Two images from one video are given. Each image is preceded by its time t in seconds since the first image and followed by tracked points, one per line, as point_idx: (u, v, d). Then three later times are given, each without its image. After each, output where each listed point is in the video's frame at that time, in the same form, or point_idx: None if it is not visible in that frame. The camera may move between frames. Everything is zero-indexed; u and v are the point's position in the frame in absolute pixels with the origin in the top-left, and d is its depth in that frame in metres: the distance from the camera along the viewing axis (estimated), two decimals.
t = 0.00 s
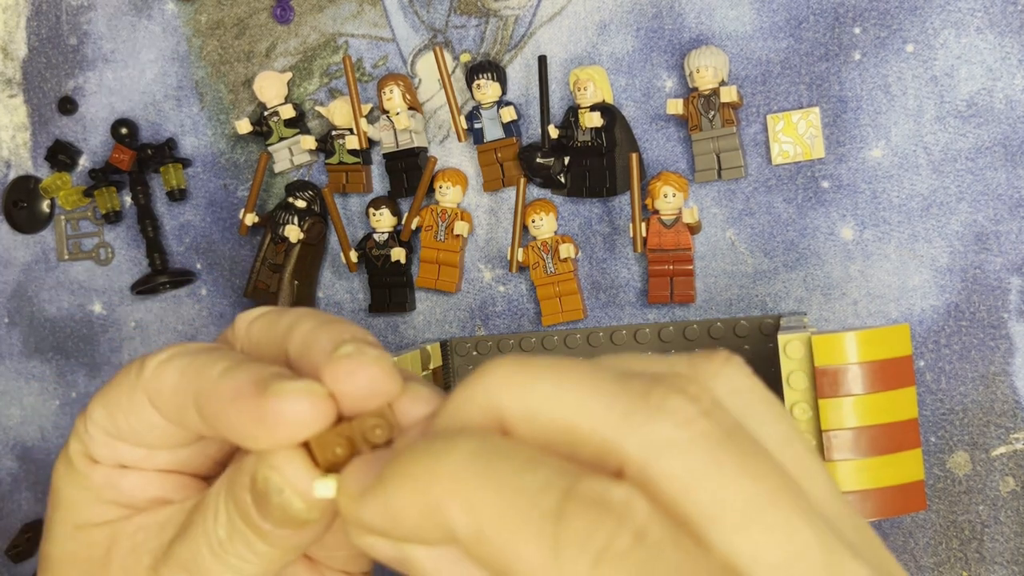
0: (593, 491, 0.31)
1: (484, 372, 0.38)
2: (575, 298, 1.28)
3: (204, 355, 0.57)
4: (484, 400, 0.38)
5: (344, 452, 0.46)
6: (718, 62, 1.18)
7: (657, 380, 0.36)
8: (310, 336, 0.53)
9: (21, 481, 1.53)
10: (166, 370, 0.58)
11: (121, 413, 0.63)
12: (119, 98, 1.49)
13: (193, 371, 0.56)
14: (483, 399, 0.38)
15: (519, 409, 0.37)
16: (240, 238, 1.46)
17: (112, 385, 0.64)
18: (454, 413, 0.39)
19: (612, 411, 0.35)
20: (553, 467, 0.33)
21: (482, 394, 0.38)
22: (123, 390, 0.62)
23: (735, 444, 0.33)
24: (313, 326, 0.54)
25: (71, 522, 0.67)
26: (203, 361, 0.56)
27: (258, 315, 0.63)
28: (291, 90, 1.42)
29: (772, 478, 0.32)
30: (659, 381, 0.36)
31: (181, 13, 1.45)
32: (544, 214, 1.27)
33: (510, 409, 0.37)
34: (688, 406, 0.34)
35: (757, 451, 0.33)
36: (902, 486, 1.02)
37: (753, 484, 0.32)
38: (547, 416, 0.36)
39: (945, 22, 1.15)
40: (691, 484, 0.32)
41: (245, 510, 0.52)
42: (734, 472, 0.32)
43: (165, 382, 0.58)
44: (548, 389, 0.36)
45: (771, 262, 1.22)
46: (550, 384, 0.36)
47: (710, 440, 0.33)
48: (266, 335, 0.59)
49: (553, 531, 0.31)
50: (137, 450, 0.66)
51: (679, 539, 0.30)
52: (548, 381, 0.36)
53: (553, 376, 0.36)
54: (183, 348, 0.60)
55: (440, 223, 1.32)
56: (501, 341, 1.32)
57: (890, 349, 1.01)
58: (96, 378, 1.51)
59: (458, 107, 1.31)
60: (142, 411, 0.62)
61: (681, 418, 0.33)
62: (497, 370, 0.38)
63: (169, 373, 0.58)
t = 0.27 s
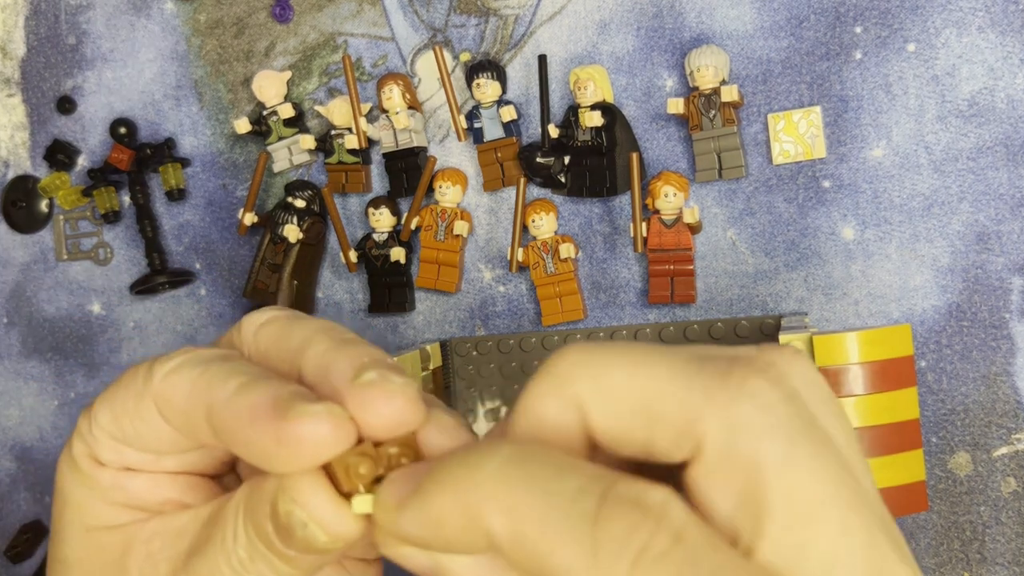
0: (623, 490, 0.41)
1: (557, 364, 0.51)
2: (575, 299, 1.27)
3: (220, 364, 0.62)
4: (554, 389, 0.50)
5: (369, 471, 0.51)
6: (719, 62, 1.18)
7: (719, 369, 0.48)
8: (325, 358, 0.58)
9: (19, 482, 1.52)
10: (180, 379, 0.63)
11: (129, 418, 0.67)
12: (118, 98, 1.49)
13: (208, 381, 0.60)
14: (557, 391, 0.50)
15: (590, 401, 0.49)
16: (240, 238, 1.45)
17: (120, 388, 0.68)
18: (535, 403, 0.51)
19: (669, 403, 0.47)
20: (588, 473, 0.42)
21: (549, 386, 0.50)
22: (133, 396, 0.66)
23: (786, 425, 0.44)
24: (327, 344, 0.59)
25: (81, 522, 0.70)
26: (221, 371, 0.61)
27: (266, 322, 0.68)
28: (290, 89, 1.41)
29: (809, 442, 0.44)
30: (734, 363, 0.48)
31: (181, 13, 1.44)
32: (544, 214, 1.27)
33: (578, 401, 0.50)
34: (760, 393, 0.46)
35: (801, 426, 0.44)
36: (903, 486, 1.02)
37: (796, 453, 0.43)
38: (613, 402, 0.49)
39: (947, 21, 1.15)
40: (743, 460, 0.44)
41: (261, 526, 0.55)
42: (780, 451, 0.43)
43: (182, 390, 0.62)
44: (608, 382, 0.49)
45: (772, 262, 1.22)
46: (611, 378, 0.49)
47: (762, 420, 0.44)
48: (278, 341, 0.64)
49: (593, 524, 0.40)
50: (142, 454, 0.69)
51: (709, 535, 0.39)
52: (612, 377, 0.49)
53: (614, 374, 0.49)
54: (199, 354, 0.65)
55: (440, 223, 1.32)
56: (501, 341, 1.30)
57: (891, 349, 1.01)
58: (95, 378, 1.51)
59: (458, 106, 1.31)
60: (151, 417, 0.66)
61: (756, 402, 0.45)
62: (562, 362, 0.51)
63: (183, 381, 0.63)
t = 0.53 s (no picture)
0: (699, 449, 0.44)
1: (591, 348, 0.54)
2: (575, 299, 1.27)
3: (217, 389, 0.57)
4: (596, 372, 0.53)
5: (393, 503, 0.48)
6: (719, 62, 1.18)
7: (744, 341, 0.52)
8: (337, 380, 0.54)
9: (19, 481, 1.52)
10: (175, 410, 0.58)
11: (115, 445, 0.63)
12: (118, 98, 1.49)
13: (208, 408, 0.56)
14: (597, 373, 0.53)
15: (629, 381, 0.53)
16: (240, 238, 1.45)
17: (103, 414, 0.63)
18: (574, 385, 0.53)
19: (711, 368, 0.51)
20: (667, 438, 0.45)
21: (589, 371, 0.53)
22: (121, 424, 0.62)
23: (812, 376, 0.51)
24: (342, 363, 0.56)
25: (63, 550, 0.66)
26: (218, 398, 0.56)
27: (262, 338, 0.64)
28: (291, 89, 1.41)
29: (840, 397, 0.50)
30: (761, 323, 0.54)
31: (181, 13, 1.44)
32: (544, 214, 1.27)
33: (614, 386, 0.53)
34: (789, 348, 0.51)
35: (828, 374, 0.51)
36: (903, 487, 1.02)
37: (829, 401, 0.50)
38: (654, 379, 0.52)
39: (946, 21, 1.15)
40: (788, 410, 0.50)
41: (272, 563, 0.52)
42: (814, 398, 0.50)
43: (177, 419, 0.58)
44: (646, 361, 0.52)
45: (772, 262, 1.22)
46: (652, 357, 0.52)
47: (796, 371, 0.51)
48: (282, 360, 0.60)
49: (699, 491, 0.42)
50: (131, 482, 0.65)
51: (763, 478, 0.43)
52: (653, 358, 0.52)
53: (656, 353, 0.52)
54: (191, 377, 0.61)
55: (440, 223, 1.32)
56: (500, 341, 1.29)
57: (890, 349, 1.01)
58: (95, 378, 1.51)
59: (457, 106, 1.31)
60: (139, 447, 0.61)
61: (792, 356, 0.51)
62: (600, 346, 0.54)
63: (176, 409, 0.58)
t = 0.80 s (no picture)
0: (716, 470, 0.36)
1: (564, 354, 0.42)
2: (575, 299, 1.27)
3: (191, 444, 0.47)
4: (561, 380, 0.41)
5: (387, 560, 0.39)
6: (719, 62, 1.18)
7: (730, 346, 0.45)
8: (327, 434, 0.44)
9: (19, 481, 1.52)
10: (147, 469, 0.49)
11: (88, 497, 0.54)
12: (118, 98, 1.49)
13: (181, 469, 0.47)
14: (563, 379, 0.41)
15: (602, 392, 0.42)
16: (239, 238, 1.45)
17: (73, 461, 0.54)
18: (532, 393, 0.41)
19: (708, 381, 0.41)
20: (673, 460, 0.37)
21: (559, 375, 0.41)
22: (92, 479, 0.53)
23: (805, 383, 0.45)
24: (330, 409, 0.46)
25: None
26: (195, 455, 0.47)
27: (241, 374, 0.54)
28: (291, 89, 1.41)
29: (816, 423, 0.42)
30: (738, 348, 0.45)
31: (181, 13, 1.44)
32: (544, 214, 1.27)
33: (581, 396, 0.41)
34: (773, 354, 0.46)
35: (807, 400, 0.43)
36: (902, 486, 1.02)
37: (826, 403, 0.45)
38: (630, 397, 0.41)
39: (946, 21, 1.15)
40: (804, 424, 0.41)
41: None
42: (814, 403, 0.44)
43: (149, 478, 0.48)
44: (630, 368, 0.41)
45: (772, 262, 1.22)
46: (642, 366, 0.41)
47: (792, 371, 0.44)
48: (263, 405, 0.50)
49: (731, 516, 0.34)
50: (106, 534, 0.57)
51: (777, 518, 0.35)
52: (642, 363, 0.41)
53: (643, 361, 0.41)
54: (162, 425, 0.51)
55: (440, 223, 1.32)
56: (500, 342, 1.30)
57: (890, 349, 1.01)
58: (95, 378, 1.51)
59: (457, 106, 1.31)
60: (114, 502, 0.53)
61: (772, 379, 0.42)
62: (565, 351, 0.42)
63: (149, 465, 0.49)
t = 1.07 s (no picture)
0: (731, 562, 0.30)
1: (581, 413, 0.33)
2: (575, 299, 1.28)
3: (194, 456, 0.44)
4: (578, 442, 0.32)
5: None
6: (718, 63, 1.18)
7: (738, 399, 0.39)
8: (334, 468, 0.38)
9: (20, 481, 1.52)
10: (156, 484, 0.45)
11: (87, 510, 0.49)
12: (119, 98, 1.49)
13: (182, 490, 0.43)
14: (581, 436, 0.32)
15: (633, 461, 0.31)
16: (240, 238, 1.46)
17: (69, 473, 0.50)
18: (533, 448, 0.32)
19: (748, 470, 0.32)
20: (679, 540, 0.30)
21: (597, 426, 0.32)
22: (90, 494, 0.48)
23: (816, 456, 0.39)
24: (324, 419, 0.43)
25: None
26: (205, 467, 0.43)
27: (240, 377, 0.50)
28: (291, 90, 1.42)
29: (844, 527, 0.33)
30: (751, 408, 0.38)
31: (181, 13, 1.44)
32: (544, 214, 1.28)
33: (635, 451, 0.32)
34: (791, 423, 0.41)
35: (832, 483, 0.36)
36: (902, 487, 1.02)
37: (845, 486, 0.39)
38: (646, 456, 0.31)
39: (945, 22, 1.15)
40: (847, 511, 0.34)
41: None
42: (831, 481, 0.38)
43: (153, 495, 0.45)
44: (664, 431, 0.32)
45: (771, 262, 1.22)
46: (677, 439, 0.32)
47: (812, 440, 0.38)
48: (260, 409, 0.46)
49: None
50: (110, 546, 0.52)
51: None
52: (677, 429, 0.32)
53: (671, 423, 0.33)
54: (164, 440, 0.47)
55: (440, 223, 1.32)
56: (500, 341, 1.32)
57: (890, 349, 1.01)
58: (96, 378, 1.51)
59: (457, 107, 1.31)
60: (112, 517, 0.48)
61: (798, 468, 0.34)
62: (589, 405, 0.33)
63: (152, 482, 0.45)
